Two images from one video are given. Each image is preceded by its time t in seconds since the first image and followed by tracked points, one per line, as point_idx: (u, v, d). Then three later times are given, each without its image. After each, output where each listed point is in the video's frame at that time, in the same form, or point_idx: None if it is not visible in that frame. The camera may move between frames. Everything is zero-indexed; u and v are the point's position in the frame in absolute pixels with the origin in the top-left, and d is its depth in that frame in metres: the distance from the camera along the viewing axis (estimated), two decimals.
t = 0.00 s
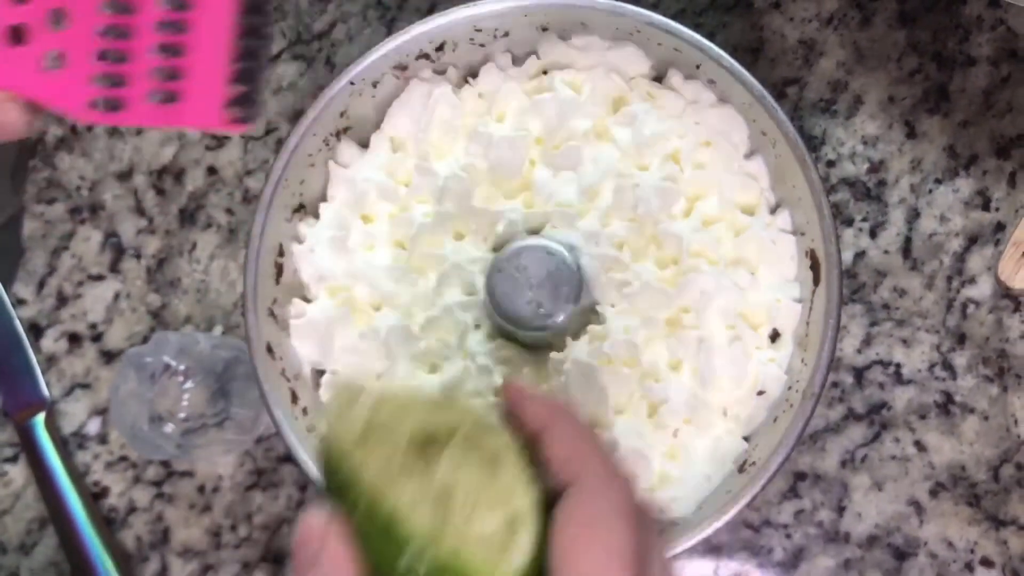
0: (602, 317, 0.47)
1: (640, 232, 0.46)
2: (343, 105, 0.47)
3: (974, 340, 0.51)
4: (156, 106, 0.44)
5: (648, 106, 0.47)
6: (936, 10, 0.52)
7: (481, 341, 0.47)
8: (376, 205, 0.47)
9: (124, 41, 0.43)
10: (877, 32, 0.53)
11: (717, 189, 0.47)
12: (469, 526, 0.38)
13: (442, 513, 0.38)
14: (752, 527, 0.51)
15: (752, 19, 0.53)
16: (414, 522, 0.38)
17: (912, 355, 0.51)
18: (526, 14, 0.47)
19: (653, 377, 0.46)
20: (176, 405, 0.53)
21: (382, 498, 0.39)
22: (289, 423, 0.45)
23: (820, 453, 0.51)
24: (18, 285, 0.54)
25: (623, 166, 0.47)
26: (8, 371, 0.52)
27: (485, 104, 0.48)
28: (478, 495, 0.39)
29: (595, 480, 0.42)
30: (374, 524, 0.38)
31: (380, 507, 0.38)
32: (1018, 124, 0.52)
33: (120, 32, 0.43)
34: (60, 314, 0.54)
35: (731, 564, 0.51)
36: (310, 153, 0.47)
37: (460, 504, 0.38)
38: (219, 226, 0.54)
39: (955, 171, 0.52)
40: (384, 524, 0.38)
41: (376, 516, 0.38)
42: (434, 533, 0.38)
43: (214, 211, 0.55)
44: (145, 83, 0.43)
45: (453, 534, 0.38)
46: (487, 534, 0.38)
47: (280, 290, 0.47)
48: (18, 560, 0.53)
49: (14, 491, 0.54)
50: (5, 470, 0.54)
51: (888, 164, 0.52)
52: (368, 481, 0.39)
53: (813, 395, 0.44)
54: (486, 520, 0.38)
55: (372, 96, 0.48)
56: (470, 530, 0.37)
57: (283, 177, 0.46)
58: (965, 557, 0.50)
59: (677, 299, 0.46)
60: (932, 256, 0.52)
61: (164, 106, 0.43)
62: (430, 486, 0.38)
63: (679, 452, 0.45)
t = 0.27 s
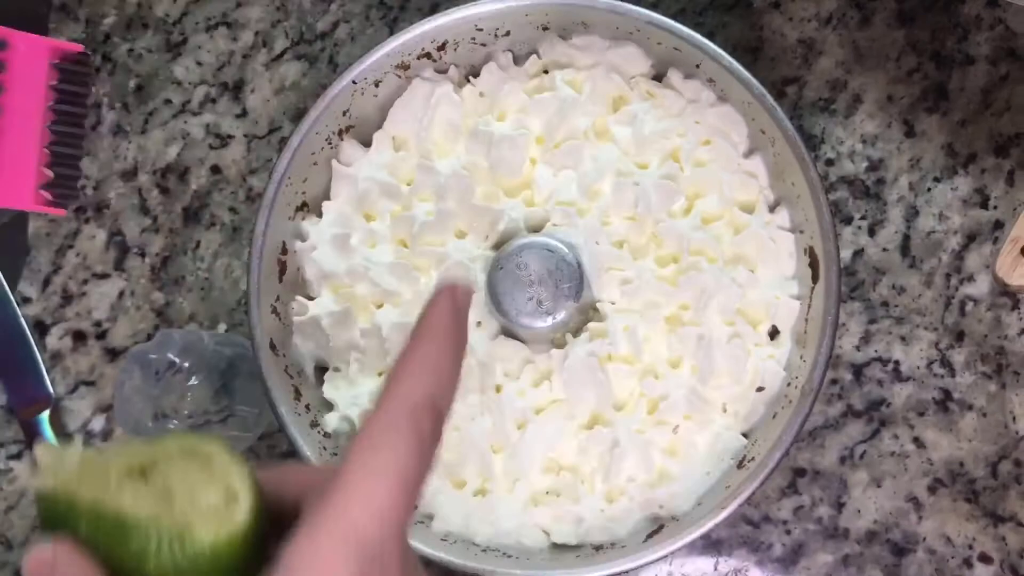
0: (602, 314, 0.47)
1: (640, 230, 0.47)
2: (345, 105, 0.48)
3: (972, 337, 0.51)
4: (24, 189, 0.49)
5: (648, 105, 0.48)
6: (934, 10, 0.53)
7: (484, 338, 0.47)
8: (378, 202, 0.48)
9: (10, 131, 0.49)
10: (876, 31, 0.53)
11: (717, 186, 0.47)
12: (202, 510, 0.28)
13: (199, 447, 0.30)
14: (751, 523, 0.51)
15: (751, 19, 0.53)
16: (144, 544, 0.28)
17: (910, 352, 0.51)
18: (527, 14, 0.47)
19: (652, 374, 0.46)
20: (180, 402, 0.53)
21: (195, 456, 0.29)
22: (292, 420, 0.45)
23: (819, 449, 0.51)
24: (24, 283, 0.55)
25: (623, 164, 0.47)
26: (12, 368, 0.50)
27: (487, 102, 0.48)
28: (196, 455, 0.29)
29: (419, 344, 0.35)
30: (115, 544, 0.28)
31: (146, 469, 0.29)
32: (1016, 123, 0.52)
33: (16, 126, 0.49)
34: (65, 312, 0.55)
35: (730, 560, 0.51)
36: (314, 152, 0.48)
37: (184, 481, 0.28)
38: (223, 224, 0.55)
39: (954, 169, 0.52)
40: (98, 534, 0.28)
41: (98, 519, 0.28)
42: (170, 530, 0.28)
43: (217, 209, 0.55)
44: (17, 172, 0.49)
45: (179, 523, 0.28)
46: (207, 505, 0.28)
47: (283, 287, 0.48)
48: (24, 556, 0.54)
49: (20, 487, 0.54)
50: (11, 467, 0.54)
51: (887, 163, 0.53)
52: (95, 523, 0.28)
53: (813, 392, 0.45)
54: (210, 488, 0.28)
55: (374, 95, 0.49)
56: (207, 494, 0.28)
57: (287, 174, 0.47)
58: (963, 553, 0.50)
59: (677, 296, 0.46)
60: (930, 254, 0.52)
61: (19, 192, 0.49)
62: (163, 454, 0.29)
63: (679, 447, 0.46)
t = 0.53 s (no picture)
0: (599, 316, 0.47)
1: (637, 232, 0.47)
2: (344, 107, 0.48)
3: (969, 339, 0.51)
4: None
5: (644, 107, 0.48)
6: (931, 12, 0.53)
7: (483, 337, 0.47)
8: (377, 203, 0.48)
9: None
10: (873, 33, 0.53)
11: (713, 188, 0.47)
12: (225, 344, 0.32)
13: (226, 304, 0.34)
14: (749, 524, 0.51)
15: (748, 21, 0.54)
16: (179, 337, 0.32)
17: (907, 353, 0.52)
18: (524, 17, 0.47)
19: (649, 375, 0.46)
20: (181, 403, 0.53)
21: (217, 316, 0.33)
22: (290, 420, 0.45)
23: (816, 450, 0.51)
24: (25, 285, 0.55)
25: (620, 167, 0.48)
26: (16, 370, 0.50)
27: (486, 104, 0.49)
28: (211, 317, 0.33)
29: (395, 266, 0.33)
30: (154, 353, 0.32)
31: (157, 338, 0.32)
32: (1012, 125, 0.52)
33: None
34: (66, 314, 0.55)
35: (728, 561, 0.51)
36: (313, 154, 0.48)
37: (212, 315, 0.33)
38: (222, 226, 0.55)
39: (951, 171, 0.52)
40: (141, 364, 0.32)
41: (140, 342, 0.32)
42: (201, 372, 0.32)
43: (217, 212, 0.55)
44: None
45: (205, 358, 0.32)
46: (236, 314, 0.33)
47: (282, 289, 0.48)
48: (25, 557, 0.54)
49: (21, 489, 0.54)
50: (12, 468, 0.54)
51: (884, 165, 0.53)
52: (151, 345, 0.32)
53: (809, 393, 0.44)
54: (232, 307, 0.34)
55: (373, 98, 0.49)
56: (218, 348, 0.32)
57: (286, 175, 0.47)
58: (960, 553, 0.50)
59: (674, 297, 0.46)
60: (927, 256, 0.52)
61: None
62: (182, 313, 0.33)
63: (676, 448, 0.46)
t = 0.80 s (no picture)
0: (601, 316, 0.47)
1: (639, 233, 0.47)
2: (347, 109, 0.48)
3: (970, 339, 0.52)
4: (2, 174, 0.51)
5: (646, 109, 0.48)
6: (932, 14, 0.53)
7: (485, 338, 0.47)
8: (379, 205, 0.48)
9: None
10: (875, 35, 0.53)
11: (715, 190, 0.47)
12: None
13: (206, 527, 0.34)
14: (751, 524, 0.51)
15: (750, 23, 0.54)
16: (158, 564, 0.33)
17: (909, 354, 0.52)
18: (527, 19, 0.47)
19: (651, 375, 0.46)
20: (184, 403, 0.54)
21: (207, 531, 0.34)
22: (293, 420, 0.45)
23: (817, 451, 0.52)
24: (29, 286, 0.55)
25: (621, 168, 0.48)
26: (19, 371, 0.52)
27: (488, 106, 0.49)
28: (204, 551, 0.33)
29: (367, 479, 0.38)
30: None
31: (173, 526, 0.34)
32: (1014, 126, 0.52)
33: None
34: (70, 314, 0.55)
35: (729, 561, 0.51)
36: (316, 155, 0.48)
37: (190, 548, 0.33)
38: (226, 227, 0.55)
39: (952, 172, 0.53)
40: None
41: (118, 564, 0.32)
42: None
43: (221, 213, 0.56)
44: None
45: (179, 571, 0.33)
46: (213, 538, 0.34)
47: (286, 290, 0.48)
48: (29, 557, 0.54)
49: (25, 488, 0.55)
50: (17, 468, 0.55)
51: (886, 166, 0.53)
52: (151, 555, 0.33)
53: (810, 393, 0.44)
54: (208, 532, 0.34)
55: (376, 100, 0.49)
56: None
57: (289, 178, 0.46)
58: (961, 554, 0.51)
59: (675, 298, 0.46)
60: (928, 257, 0.52)
61: None
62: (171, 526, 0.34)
63: (678, 449, 0.46)
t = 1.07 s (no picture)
0: (605, 315, 0.47)
1: (643, 231, 0.47)
2: (351, 108, 0.48)
3: (974, 338, 0.52)
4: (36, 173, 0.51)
5: (651, 107, 0.48)
6: (936, 13, 0.53)
7: (488, 337, 0.47)
8: (383, 204, 0.48)
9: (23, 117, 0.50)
10: (879, 34, 0.53)
11: (719, 189, 0.47)
12: None
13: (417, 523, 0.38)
14: (755, 523, 0.51)
15: (754, 22, 0.54)
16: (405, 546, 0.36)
17: (913, 353, 0.52)
18: (530, 18, 0.48)
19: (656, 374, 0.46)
20: (188, 402, 0.54)
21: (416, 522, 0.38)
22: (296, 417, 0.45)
23: (822, 450, 0.51)
24: (33, 285, 0.55)
25: (626, 166, 0.48)
26: (22, 370, 0.52)
27: (493, 105, 0.49)
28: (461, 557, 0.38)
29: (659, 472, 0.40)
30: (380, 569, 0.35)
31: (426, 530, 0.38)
32: (1018, 125, 0.52)
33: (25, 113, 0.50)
34: (74, 313, 0.55)
35: (733, 560, 0.51)
36: (321, 154, 0.48)
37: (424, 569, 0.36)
38: (230, 226, 0.55)
39: (956, 171, 0.53)
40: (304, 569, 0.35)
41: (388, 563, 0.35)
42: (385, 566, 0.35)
43: (225, 211, 0.56)
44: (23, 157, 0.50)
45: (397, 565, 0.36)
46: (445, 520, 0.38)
47: (290, 288, 0.48)
48: (33, 555, 0.54)
49: (29, 487, 0.55)
50: (21, 466, 0.55)
51: (890, 165, 0.53)
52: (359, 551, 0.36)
53: (815, 391, 0.44)
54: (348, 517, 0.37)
55: (381, 98, 0.49)
56: None
57: (293, 176, 0.47)
58: (965, 553, 0.51)
59: (679, 297, 0.46)
60: (933, 256, 0.52)
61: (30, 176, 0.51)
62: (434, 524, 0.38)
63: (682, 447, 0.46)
